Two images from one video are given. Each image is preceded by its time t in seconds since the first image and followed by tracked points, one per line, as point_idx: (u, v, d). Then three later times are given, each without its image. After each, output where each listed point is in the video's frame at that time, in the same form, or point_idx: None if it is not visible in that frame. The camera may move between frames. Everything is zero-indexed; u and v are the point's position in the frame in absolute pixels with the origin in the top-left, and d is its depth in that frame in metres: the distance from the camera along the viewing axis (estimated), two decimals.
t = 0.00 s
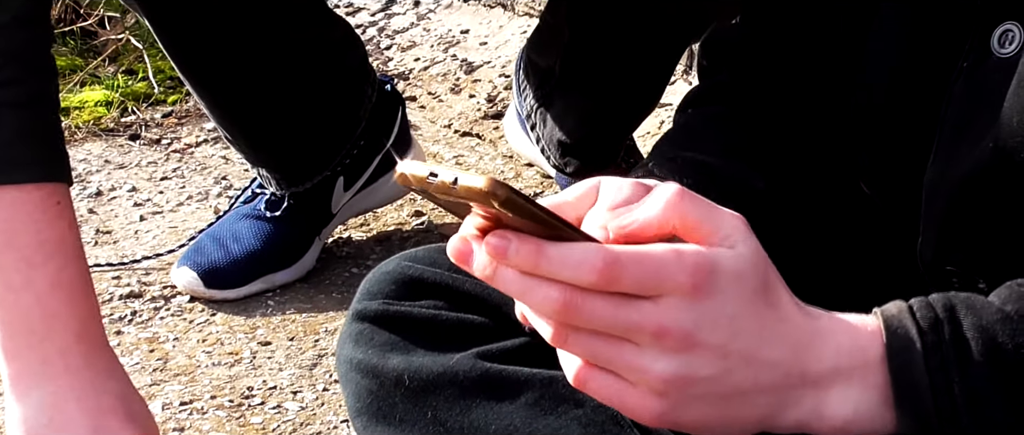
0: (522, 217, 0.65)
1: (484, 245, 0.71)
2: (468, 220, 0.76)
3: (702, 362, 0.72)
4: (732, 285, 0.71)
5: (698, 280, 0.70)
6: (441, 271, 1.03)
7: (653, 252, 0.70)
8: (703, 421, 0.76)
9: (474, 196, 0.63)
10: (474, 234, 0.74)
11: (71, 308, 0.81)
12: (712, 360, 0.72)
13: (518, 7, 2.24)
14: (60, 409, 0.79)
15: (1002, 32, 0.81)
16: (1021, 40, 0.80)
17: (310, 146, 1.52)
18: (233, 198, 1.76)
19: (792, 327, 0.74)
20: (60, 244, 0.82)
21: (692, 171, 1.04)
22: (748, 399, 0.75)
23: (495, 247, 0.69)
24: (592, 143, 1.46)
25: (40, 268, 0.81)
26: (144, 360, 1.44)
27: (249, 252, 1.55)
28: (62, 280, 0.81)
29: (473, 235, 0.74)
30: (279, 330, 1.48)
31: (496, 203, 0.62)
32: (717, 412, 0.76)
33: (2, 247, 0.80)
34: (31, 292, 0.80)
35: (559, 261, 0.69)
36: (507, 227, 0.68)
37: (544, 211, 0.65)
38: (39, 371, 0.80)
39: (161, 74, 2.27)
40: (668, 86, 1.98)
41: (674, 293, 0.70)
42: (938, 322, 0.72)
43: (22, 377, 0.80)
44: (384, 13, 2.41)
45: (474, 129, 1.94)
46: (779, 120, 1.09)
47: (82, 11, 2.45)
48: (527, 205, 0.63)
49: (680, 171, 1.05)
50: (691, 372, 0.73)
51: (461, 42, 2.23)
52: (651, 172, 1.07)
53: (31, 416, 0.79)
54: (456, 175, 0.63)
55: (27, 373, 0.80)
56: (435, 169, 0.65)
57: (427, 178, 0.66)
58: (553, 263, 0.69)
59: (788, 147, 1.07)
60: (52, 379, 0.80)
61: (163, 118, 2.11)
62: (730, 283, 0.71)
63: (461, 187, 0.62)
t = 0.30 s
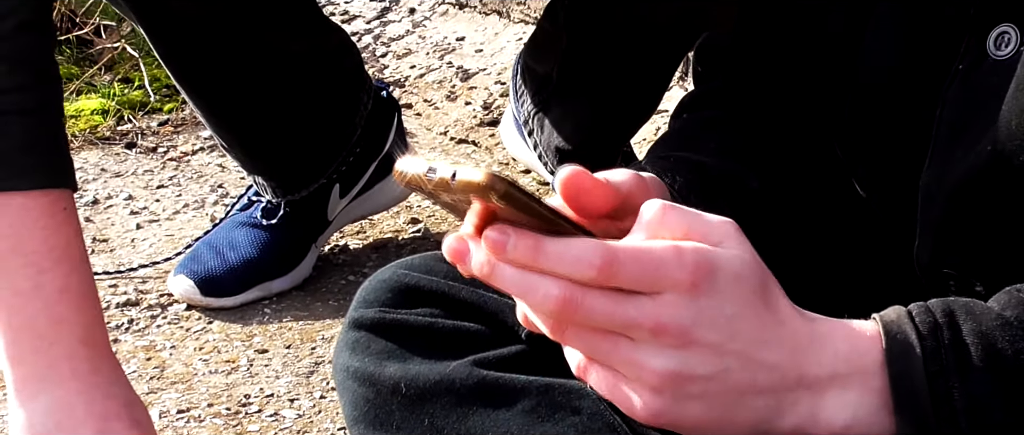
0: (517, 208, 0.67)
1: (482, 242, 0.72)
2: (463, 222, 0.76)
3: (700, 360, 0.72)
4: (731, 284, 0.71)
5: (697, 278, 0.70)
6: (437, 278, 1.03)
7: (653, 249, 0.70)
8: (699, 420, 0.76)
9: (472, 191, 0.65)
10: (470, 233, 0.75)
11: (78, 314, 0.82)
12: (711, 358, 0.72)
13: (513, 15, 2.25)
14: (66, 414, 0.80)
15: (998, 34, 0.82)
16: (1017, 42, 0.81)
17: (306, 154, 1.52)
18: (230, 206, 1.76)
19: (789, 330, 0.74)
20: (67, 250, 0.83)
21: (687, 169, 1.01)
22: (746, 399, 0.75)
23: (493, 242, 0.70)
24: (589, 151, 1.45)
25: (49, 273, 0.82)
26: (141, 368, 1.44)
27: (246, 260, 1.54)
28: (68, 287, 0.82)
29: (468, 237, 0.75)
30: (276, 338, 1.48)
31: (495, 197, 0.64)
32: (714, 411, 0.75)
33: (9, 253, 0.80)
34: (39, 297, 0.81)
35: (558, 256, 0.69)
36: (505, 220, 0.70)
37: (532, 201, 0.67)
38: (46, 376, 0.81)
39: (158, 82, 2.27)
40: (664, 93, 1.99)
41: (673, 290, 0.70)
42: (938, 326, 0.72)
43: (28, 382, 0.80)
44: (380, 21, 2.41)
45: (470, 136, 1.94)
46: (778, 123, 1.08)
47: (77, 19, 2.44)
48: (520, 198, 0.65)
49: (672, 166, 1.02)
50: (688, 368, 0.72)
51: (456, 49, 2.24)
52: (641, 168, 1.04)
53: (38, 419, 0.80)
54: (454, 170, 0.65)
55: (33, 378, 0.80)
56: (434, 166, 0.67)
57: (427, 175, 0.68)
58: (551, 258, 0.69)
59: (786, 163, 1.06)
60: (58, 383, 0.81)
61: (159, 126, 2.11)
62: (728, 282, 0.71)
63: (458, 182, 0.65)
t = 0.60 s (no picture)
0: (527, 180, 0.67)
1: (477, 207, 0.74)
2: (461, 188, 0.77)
3: (682, 345, 0.73)
4: (721, 275, 0.72)
5: (685, 265, 0.71)
6: (435, 280, 1.03)
7: (645, 233, 0.71)
8: (678, 403, 0.77)
9: (480, 156, 0.66)
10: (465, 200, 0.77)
11: (84, 314, 0.83)
12: (691, 345, 0.73)
13: (511, 16, 2.25)
14: (75, 412, 0.81)
15: (997, 31, 0.83)
16: (1016, 38, 0.82)
17: (304, 155, 1.52)
18: (227, 207, 1.76)
19: (785, 324, 0.74)
20: (73, 251, 0.83)
21: (687, 163, 1.02)
22: (729, 389, 0.76)
23: (490, 209, 0.72)
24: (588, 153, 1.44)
25: (56, 274, 0.82)
26: (139, 369, 1.44)
27: (243, 261, 1.54)
28: (75, 288, 0.83)
29: (464, 201, 0.77)
30: (274, 339, 1.48)
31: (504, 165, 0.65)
32: (694, 397, 0.76)
33: (18, 253, 0.81)
34: (48, 297, 0.81)
35: (548, 233, 0.70)
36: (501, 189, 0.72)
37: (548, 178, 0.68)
38: (54, 375, 0.81)
39: (155, 83, 2.27)
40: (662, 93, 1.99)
41: (660, 276, 0.71)
42: (939, 319, 0.72)
43: (36, 381, 0.81)
44: (377, 22, 2.41)
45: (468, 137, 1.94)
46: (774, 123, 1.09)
47: (75, 21, 2.44)
48: (535, 171, 0.66)
49: (673, 162, 1.03)
50: (669, 351, 0.74)
51: (454, 50, 2.24)
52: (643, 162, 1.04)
53: (46, 418, 0.80)
54: (463, 134, 0.67)
55: (41, 377, 0.81)
56: (442, 129, 0.68)
57: (433, 137, 0.69)
58: (541, 232, 0.71)
59: (781, 148, 1.08)
60: (67, 382, 0.81)
61: (157, 128, 2.11)
62: (718, 272, 0.72)
63: (468, 147, 0.66)
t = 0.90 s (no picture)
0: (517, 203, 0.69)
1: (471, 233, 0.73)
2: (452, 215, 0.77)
3: (681, 354, 0.73)
4: (715, 279, 0.72)
5: (681, 274, 0.71)
6: (432, 277, 1.03)
7: (640, 246, 0.71)
8: (677, 410, 0.77)
9: (468, 181, 0.67)
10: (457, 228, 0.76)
11: (75, 316, 0.90)
12: (692, 353, 0.73)
13: (508, 13, 2.25)
14: (77, 406, 0.88)
15: (996, 29, 0.82)
16: (1015, 36, 0.81)
17: (302, 153, 1.52)
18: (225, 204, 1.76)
19: (778, 321, 0.75)
20: (63, 255, 0.90)
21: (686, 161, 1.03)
22: (726, 391, 0.76)
23: (484, 231, 0.72)
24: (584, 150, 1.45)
25: (51, 278, 0.89)
26: (136, 366, 1.43)
27: (241, 258, 1.55)
28: (68, 290, 0.90)
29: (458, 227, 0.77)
30: (271, 336, 1.48)
31: (491, 189, 0.67)
32: (692, 402, 0.77)
33: (16, 260, 0.87)
34: (46, 300, 0.88)
35: (545, 251, 0.70)
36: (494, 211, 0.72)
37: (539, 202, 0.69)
38: (56, 375, 0.88)
39: (152, 80, 2.27)
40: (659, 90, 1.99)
41: (657, 287, 0.71)
42: (931, 316, 0.72)
43: (37, 384, 0.87)
44: (374, 19, 2.41)
45: (465, 134, 1.94)
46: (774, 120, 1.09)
47: (71, 18, 2.44)
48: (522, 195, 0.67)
49: (683, 165, 1.04)
50: (669, 363, 0.74)
51: (451, 47, 2.24)
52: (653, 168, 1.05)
53: (52, 417, 0.87)
54: (450, 161, 0.67)
55: (43, 376, 0.87)
56: (429, 156, 0.69)
57: (421, 165, 0.70)
58: (539, 252, 0.71)
59: (784, 147, 1.08)
60: (67, 380, 0.88)
61: (154, 125, 2.11)
62: (712, 277, 0.72)
63: (455, 172, 0.67)
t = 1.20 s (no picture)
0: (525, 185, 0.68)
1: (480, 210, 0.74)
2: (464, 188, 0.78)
3: (680, 348, 0.74)
4: (721, 277, 0.72)
5: (685, 270, 0.71)
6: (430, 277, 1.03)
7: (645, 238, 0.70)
8: (675, 401, 0.78)
9: (477, 163, 0.67)
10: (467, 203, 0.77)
11: (76, 312, 0.90)
12: (690, 348, 0.74)
13: (507, 13, 2.25)
14: (86, 402, 0.87)
15: (997, 33, 0.83)
16: (1016, 40, 0.82)
17: (302, 152, 1.52)
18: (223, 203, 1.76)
19: (777, 320, 0.74)
20: (64, 252, 0.90)
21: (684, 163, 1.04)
22: (724, 386, 0.77)
23: (491, 209, 0.74)
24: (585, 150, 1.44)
25: (56, 274, 0.89)
26: (133, 365, 1.43)
27: (239, 257, 1.55)
28: (70, 287, 0.90)
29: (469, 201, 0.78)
30: (269, 335, 1.48)
31: (500, 170, 0.66)
32: (690, 394, 0.77)
33: (22, 257, 0.87)
34: (52, 296, 0.88)
35: (549, 235, 0.71)
36: (501, 191, 0.73)
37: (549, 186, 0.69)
38: (65, 371, 0.87)
39: (150, 79, 2.27)
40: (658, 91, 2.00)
41: (660, 281, 0.71)
42: (933, 316, 0.73)
43: (49, 380, 0.86)
44: (373, 19, 2.41)
45: (464, 134, 1.94)
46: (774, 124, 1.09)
47: (70, 16, 2.44)
48: (530, 179, 0.67)
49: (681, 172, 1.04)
50: (668, 355, 0.74)
51: (450, 47, 2.24)
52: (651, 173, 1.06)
53: (64, 413, 0.86)
54: (460, 140, 0.67)
55: (53, 373, 0.86)
56: (439, 135, 0.69)
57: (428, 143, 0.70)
58: (542, 236, 0.71)
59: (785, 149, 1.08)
60: (76, 376, 0.88)
61: (152, 123, 2.11)
62: (717, 275, 0.72)
63: (465, 153, 0.66)
